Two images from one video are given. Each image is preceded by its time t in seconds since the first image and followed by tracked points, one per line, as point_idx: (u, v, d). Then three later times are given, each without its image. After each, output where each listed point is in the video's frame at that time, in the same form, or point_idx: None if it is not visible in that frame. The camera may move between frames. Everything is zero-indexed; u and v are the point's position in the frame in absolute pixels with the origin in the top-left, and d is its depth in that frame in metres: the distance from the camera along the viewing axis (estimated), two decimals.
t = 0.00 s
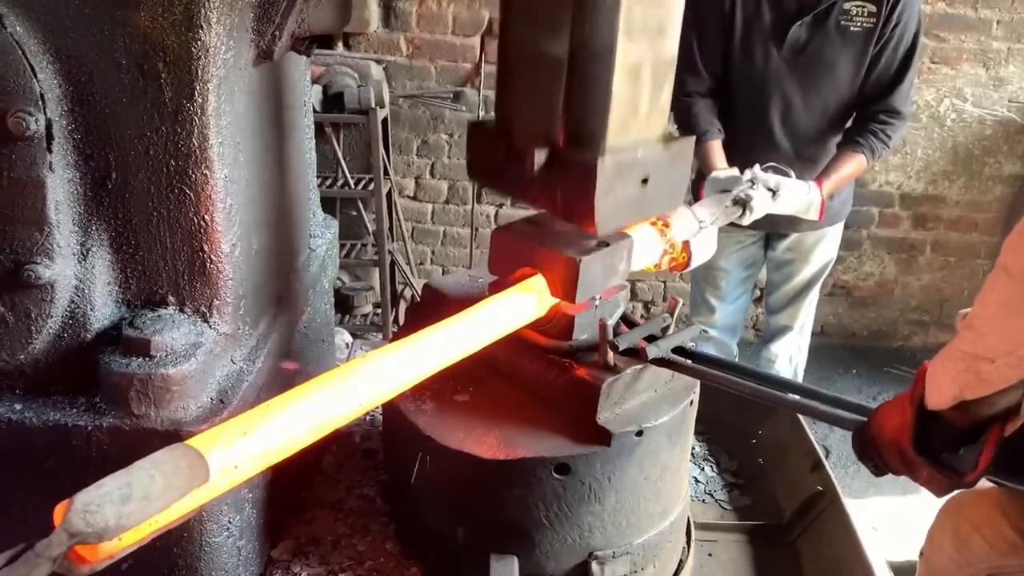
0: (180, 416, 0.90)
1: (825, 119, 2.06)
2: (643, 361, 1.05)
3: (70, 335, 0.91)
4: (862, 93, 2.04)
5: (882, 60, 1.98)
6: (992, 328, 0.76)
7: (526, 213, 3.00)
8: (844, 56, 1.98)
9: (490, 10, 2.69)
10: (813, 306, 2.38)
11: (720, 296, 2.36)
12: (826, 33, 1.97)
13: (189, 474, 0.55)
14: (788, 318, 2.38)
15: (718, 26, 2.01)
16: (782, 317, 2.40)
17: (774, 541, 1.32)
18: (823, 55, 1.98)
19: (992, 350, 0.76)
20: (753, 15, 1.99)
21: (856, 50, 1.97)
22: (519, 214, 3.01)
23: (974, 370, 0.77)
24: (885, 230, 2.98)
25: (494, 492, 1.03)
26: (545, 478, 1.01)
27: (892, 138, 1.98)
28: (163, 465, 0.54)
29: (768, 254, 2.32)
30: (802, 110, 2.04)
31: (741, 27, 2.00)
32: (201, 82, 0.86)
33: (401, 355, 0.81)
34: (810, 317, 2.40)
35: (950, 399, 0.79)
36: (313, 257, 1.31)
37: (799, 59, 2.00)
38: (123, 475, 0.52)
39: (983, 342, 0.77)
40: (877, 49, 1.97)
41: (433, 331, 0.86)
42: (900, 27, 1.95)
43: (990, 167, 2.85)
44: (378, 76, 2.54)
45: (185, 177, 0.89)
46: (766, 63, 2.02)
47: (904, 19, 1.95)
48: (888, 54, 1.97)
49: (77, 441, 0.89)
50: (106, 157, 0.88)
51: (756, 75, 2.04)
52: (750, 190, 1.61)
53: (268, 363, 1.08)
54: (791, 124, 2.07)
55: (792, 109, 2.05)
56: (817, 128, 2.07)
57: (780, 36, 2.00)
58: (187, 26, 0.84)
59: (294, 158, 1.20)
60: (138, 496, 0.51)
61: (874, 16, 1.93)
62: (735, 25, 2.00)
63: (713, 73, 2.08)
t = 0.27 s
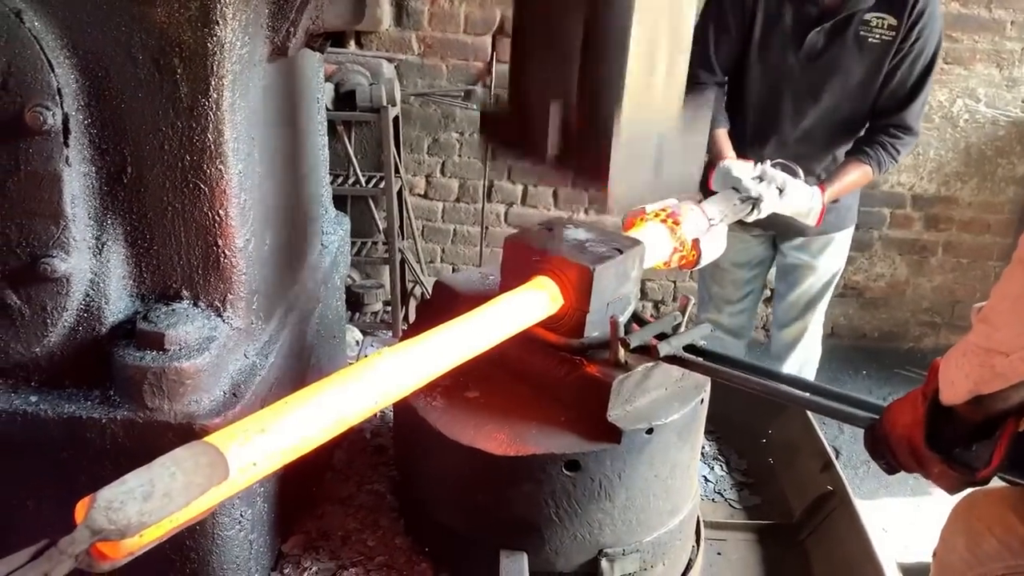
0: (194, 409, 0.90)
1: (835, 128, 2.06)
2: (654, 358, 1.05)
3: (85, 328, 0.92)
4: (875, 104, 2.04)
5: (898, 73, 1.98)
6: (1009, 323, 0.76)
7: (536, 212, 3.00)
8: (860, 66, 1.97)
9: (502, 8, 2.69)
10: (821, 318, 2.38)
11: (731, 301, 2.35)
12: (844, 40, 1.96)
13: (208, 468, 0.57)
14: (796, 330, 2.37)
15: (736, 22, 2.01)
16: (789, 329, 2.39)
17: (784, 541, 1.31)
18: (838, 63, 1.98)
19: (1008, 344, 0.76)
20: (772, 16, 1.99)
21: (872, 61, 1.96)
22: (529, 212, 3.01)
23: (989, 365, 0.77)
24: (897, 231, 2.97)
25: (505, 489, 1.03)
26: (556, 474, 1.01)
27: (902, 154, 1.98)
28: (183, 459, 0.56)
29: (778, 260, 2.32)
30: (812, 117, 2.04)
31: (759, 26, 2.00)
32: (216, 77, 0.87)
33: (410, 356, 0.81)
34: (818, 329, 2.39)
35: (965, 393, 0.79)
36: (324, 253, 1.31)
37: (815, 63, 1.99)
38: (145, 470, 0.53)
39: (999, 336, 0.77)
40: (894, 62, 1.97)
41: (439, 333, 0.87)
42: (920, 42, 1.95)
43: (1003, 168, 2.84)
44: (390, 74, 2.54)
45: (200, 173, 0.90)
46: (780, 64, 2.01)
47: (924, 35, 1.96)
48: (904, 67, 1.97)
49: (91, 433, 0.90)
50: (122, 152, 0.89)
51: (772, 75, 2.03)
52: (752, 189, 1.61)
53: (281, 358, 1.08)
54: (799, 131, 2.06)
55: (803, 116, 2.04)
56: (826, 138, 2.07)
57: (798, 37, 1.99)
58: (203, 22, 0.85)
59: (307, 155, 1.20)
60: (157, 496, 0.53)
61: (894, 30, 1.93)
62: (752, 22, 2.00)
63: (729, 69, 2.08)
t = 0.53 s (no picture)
0: (208, 404, 0.91)
1: (856, 119, 2.09)
2: (664, 355, 1.05)
3: (101, 323, 0.92)
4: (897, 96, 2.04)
5: (917, 64, 1.97)
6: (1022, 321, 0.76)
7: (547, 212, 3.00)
8: (876, 56, 2.00)
9: (514, 7, 2.69)
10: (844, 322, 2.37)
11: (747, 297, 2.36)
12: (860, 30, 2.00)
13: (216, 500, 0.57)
14: (816, 332, 2.37)
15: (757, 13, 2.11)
16: (810, 330, 2.39)
17: (795, 541, 1.31)
18: (854, 53, 2.02)
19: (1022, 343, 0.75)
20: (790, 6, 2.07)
21: (888, 52, 1.98)
22: (540, 212, 3.01)
23: (1002, 363, 0.77)
24: (909, 232, 2.96)
25: (516, 486, 1.03)
26: (566, 472, 1.02)
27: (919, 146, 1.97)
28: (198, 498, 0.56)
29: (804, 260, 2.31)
30: (829, 105, 2.08)
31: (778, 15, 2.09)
32: (232, 74, 0.88)
33: (385, 366, 0.82)
34: (840, 332, 2.38)
35: (976, 391, 0.79)
36: (338, 250, 1.32)
37: (832, 53, 2.04)
38: (158, 507, 0.53)
39: (1011, 335, 0.76)
40: (913, 55, 1.97)
41: (424, 338, 0.87)
42: (940, 33, 1.94)
43: (1018, 169, 2.82)
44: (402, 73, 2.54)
45: (215, 169, 0.91)
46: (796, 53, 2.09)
47: (944, 25, 1.95)
48: (924, 59, 1.96)
49: (106, 427, 0.91)
50: (138, 148, 0.90)
51: (790, 63, 2.11)
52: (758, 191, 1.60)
53: (294, 354, 1.09)
54: (817, 121, 2.11)
55: (820, 105, 2.10)
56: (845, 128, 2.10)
57: (816, 28, 2.06)
58: (219, 19, 0.85)
59: (320, 152, 1.21)
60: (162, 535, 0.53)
61: (910, 20, 1.95)
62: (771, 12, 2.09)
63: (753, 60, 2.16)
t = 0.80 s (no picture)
0: (217, 402, 0.92)
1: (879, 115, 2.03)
2: (672, 356, 1.06)
3: (112, 321, 0.93)
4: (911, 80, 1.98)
5: (927, 45, 1.91)
6: None
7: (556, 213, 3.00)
8: (881, 46, 1.95)
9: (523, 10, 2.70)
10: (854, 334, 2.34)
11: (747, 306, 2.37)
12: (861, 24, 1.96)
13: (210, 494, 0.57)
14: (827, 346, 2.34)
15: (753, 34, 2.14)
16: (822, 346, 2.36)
17: (802, 542, 1.31)
18: (858, 47, 1.97)
19: None
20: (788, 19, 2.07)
21: (895, 40, 1.93)
22: (549, 213, 3.02)
23: (1012, 364, 0.76)
24: (919, 235, 2.95)
25: (523, 485, 1.04)
26: (572, 471, 1.02)
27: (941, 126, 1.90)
28: (196, 484, 0.56)
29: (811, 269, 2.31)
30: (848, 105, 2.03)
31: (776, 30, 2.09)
32: (243, 75, 0.89)
33: (392, 360, 0.83)
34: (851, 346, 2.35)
35: (986, 393, 0.79)
36: (347, 250, 1.32)
37: (836, 53, 2.01)
38: (160, 495, 0.54)
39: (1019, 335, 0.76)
40: (920, 37, 1.91)
41: (427, 338, 0.88)
42: (941, 10, 1.88)
43: None
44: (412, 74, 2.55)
45: (225, 169, 0.91)
46: (800, 59, 2.06)
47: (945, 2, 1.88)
48: (931, 38, 1.90)
49: (117, 424, 0.91)
50: (150, 148, 0.91)
51: (796, 70, 2.08)
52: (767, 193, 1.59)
53: (303, 353, 1.10)
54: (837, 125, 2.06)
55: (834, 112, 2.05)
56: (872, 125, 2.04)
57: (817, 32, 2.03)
58: (230, 20, 0.86)
59: (330, 153, 1.22)
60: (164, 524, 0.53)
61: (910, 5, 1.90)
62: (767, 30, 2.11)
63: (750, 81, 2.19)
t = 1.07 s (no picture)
0: (222, 399, 0.92)
1: (872, 112, 2.10)
2: (675, 356, 1.06)
3: (118, 319, 0.94)
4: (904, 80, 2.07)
5: (924, 49, 2.02)
6: None
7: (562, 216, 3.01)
8: (881, 44, 2.02)
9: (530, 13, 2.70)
10: (891, 328, 2.26)
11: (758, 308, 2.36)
12: (860, 22, 2.02)
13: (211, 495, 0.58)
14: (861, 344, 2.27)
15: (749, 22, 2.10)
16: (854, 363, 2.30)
17: (806, 545, 1.31)
18: (858, 44, 2.03)
19: None
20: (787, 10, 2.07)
21: (894, 38, 2.01)
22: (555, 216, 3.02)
23: (1015, 369, 0.75)
24: (926, 239, 2.94)
25: (527, 485, 1.04)
26: (576, 472, 1.02)
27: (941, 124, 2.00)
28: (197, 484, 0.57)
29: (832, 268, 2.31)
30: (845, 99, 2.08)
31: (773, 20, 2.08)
32: (249, 75, 0.89)
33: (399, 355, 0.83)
34: (891, 340, 2.26)
35: (988, 398, 0.78)
36: (352, 251, 1.33)
37: (834, 48, 2.05)
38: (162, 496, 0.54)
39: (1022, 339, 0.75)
40: (919, 37, 2.01)
41: (434, 332, 0.88)
42: (939, 14, 1.99)
43: None
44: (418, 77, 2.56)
45: (231, 168, 0.92)
46: (799, 53, 2.08)
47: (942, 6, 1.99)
48: (928, 39, 2.01)
49: (122, 421, 0.92)
50: (156, 147, 0.91)
51: (793, 64, 2.09)
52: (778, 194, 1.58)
53: (307, 352, 1.10)
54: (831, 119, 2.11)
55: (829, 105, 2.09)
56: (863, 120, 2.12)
57: (814, 27, 2.06)
58: (238, 20, 0.87)
59: (336, 153, 1.22)
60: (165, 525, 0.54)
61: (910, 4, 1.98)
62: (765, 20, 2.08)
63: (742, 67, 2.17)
